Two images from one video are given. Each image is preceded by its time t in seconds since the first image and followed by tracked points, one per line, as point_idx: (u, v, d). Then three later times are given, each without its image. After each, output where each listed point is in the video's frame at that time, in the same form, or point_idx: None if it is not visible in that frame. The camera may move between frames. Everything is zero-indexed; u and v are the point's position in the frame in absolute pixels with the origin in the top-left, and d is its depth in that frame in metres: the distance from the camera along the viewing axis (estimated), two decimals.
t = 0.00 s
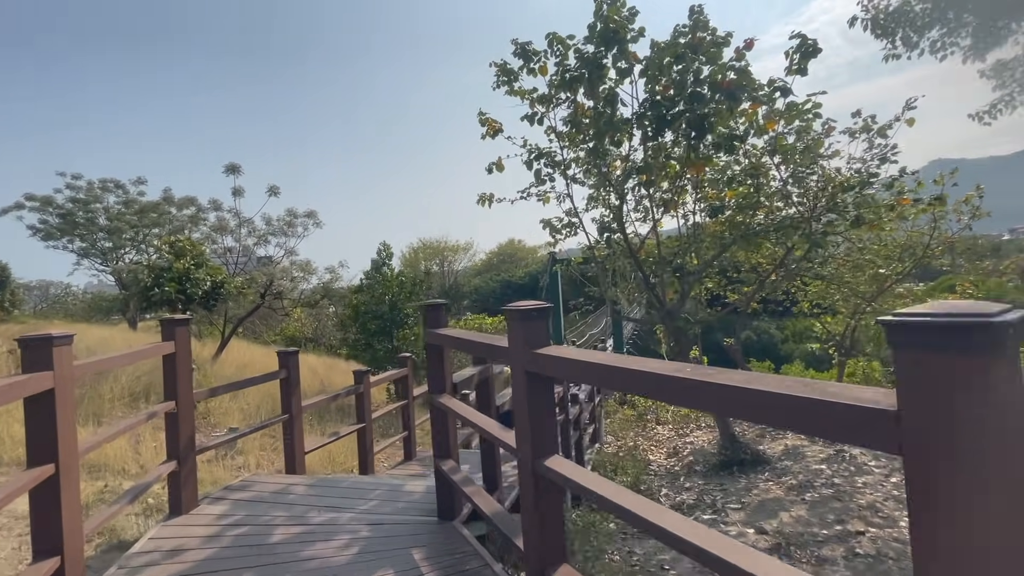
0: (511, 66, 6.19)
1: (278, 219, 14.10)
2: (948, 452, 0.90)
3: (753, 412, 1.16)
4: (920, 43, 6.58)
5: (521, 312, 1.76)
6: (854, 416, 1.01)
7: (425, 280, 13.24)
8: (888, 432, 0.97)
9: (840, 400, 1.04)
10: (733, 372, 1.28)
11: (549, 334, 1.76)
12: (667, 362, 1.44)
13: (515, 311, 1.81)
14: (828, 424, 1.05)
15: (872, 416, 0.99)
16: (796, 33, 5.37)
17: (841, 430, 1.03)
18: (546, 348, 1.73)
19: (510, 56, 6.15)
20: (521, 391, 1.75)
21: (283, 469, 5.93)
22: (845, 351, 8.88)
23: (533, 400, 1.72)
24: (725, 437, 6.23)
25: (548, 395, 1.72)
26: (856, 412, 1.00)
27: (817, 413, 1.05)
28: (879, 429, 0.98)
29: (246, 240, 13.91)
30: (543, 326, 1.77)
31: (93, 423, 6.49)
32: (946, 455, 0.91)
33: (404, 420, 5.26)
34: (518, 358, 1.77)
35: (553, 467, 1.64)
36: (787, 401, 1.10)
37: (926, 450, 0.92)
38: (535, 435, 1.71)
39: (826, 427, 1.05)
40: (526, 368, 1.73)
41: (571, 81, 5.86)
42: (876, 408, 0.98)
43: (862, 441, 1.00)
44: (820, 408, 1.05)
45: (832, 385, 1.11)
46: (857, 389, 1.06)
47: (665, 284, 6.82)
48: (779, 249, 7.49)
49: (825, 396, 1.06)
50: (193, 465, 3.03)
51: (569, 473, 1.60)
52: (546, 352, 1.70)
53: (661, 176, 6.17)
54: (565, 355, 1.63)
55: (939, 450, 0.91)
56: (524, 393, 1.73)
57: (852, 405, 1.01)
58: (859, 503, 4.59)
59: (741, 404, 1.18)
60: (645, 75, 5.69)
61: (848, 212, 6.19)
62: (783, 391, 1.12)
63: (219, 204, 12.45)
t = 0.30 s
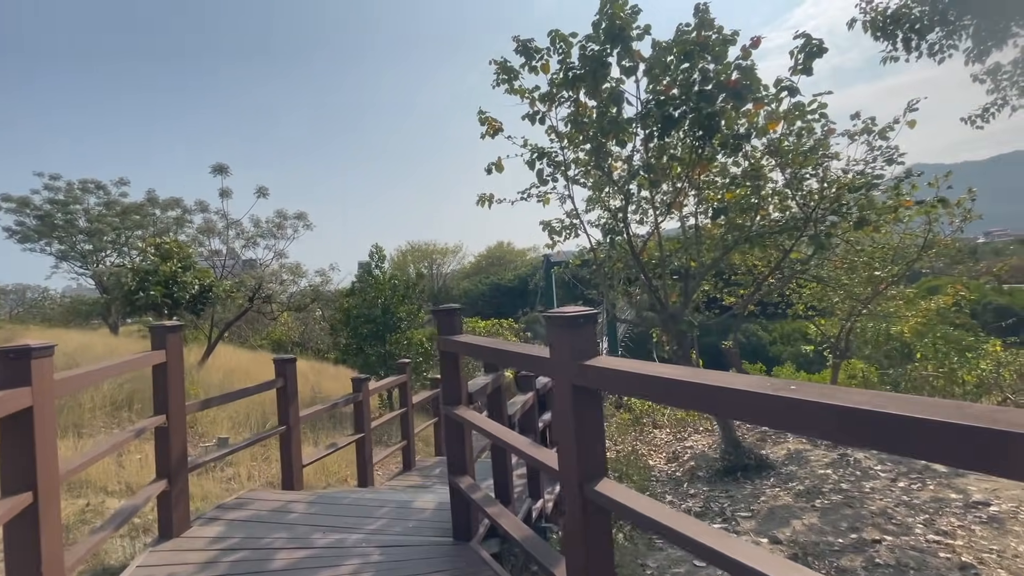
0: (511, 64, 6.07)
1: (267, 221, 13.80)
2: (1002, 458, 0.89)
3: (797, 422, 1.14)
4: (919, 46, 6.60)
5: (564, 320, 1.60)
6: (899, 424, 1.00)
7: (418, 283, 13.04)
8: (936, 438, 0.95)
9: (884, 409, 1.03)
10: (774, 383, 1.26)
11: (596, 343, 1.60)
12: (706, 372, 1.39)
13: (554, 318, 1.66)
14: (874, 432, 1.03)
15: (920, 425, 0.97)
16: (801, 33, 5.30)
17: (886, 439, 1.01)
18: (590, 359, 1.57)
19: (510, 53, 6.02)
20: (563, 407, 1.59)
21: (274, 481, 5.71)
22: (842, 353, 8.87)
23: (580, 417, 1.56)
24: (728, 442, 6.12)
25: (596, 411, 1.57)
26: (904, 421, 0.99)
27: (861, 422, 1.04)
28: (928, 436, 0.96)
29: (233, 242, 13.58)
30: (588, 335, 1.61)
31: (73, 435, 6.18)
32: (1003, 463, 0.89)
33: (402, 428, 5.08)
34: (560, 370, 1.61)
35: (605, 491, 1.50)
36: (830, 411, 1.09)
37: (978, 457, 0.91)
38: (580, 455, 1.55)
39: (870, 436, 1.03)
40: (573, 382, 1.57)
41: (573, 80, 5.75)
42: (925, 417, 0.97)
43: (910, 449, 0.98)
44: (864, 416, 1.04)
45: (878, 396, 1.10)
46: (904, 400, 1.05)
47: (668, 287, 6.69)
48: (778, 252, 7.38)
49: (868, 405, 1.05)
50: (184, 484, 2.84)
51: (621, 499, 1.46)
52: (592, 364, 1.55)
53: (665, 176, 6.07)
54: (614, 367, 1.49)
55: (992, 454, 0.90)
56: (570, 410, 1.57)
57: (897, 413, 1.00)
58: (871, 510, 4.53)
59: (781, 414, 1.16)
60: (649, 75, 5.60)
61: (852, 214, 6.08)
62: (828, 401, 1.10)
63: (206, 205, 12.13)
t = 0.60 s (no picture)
0: (509, 60, 5.94)
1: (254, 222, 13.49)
2: (991, 437, 0.88)
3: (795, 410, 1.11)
4: (914, 47, 6.62)
5: (608, 316, 1.43)
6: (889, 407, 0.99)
7: (409, 285, 12.83)
8: (927, 420, 0.94)
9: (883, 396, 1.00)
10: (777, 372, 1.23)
11: (648, 343, 1.43)
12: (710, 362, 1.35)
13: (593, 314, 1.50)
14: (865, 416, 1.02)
15: (915, 408, 0.95)
16: (804, 29, 5.24)
17: (878, 423, 1.00)
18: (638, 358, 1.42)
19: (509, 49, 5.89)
20: (607, 410, 1.44)
21: (264, 489, 5.47)
22: (837, 354, 8.87)
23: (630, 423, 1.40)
24: (729, 444, 6.02)
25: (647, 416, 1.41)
26: (897, 405, 0.97)
27: (855, 407, 1.02)
28: (921, 419, 0.95)
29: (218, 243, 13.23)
30: (637, 332, 1.45)
31: (49, 444, 5.87)
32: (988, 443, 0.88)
33: (400, 434, 4.89)
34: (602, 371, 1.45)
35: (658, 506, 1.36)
36: (825, 396, 1.07)
37: (968, 438, 0.90)
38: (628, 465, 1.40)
39: (863, 421, 1.02)
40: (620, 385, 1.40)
41: (573, 75, 5.64)
42: (916, 401, 0.96)
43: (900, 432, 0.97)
44: (859, 401, 1.02)
45: (875, 385, 1.08)
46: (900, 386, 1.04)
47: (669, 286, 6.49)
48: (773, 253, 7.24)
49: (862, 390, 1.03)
50: (171, 499, 2.65)
51: (675, 513, 1.32)
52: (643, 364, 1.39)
53: (665, 174, 5.96)
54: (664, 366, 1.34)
55: (982, 435, 0.89)
56: (619, 415, 1.41)
57: (891, 398, 0.99)
58: (879, 512, 4.46)
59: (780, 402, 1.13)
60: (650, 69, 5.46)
61: (852, 215, 5.90)
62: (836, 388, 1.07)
63: (190, 205, 11.80)
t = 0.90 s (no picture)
0: (507, 57, 5.79)
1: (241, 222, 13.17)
2: (986, 450, 0.82)
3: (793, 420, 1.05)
4: (911, 49, 6.62)
5: (659, 325, 1.26)
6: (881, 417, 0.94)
7: (401, 287, 12.61)
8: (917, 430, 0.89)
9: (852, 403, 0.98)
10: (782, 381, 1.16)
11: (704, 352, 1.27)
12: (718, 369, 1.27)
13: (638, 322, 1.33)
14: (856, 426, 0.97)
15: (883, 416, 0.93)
16: (807, 29, 5.17)
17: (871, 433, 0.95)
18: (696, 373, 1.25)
19: (507, 46, 5.75)
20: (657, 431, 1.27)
21: (252, 502, 5.24)
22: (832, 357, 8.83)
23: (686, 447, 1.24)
24: (730, 450, 5.91)
25: (705, 438, 1.25)
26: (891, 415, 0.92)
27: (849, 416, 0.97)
28: (913, 430, 0.90)
29: (203, 244, 12.87)
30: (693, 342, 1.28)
31: (21, 456, 5.57)
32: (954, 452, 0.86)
33: (394, 443, 4.69)
34: (653, 387, 1.28)
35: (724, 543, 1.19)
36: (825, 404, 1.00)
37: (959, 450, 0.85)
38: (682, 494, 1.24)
39: (856, 431, 0.96)
40: (678, 403, 1.24)
41: (573, 73, 5.51)
42: (909, 410, 0.91)
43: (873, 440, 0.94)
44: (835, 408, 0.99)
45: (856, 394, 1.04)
46: (899, 396, 0.98)
47: (673, 287, 6.27)
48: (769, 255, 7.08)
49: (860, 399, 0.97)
50: (153, 522, 2.46)
51: (739, 549, 1.15)
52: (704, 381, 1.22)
53: (668, 176, 5.82)
54: (722, 381, 1.19)
55: (977, 448, 0.83)
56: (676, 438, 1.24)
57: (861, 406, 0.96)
58: (889, 521, 4.37)
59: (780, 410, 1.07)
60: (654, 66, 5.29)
61: (853, 218, 5.70)
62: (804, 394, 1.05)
63: (174, 205, 11.46)
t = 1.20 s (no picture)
0: (507, 52, 5.65)
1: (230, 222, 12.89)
2: (967, 447, 0.86)
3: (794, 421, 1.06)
4: (911, 49, 6.60)
5: (727, 330, 1.14)
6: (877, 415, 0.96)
7: (394, 288, 12.42)
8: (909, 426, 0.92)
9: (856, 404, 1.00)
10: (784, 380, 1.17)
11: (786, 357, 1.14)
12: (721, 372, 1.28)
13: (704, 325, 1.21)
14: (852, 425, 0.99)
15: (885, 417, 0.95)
16: (814, 26, 5.10)
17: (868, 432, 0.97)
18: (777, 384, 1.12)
19: (507, 40, 5.62)
20: (727, 448, 1.15)
21: (243, 511, 5.04)
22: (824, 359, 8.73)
23: (767, 467, 1.11)
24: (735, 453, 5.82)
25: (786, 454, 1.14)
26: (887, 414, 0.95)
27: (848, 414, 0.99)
28: (906, 427, 0.93)
29: (191, 244, 12.57)
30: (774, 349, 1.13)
31: None
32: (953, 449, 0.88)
33: (394, 449, 4.52)
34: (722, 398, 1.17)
35: None
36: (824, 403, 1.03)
37: (946, 446, 0.88)
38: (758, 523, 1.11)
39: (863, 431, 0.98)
40: (758, 420, 1.11)
41: (576, 68, 5.38)
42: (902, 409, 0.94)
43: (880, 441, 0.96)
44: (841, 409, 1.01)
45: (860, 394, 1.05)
46: (897, 397, 1.01)
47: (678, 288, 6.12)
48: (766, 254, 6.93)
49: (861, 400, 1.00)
50: (141, 540, 2.30)
51: None
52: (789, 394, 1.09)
53: (675, 176, 5.71)
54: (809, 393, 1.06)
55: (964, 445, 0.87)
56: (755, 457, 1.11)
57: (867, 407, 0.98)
58: (900, 525, 4.29)
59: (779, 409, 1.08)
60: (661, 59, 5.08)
61: (853, 219, 5.56)
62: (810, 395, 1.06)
63: (160, 204, 11.16)
